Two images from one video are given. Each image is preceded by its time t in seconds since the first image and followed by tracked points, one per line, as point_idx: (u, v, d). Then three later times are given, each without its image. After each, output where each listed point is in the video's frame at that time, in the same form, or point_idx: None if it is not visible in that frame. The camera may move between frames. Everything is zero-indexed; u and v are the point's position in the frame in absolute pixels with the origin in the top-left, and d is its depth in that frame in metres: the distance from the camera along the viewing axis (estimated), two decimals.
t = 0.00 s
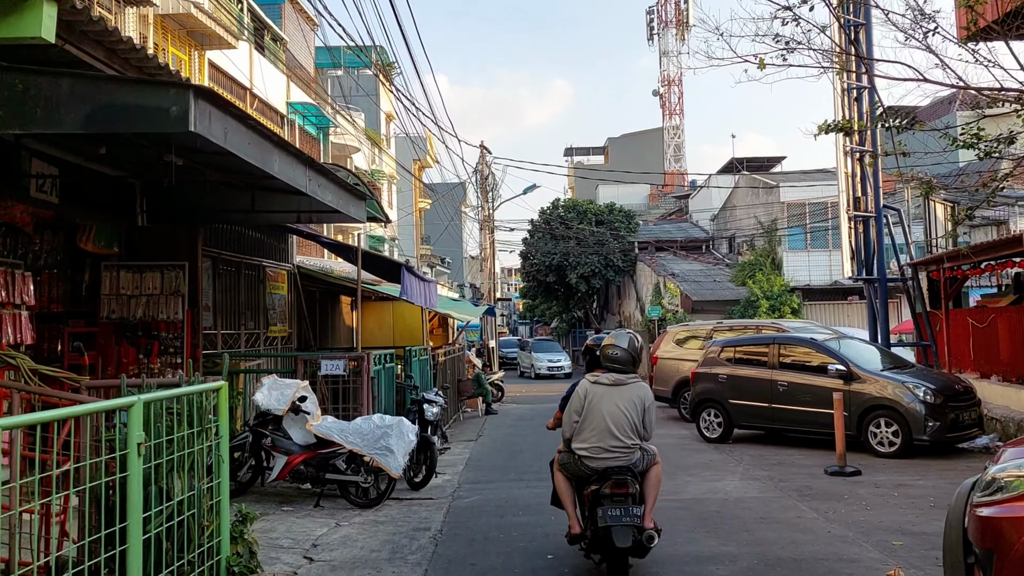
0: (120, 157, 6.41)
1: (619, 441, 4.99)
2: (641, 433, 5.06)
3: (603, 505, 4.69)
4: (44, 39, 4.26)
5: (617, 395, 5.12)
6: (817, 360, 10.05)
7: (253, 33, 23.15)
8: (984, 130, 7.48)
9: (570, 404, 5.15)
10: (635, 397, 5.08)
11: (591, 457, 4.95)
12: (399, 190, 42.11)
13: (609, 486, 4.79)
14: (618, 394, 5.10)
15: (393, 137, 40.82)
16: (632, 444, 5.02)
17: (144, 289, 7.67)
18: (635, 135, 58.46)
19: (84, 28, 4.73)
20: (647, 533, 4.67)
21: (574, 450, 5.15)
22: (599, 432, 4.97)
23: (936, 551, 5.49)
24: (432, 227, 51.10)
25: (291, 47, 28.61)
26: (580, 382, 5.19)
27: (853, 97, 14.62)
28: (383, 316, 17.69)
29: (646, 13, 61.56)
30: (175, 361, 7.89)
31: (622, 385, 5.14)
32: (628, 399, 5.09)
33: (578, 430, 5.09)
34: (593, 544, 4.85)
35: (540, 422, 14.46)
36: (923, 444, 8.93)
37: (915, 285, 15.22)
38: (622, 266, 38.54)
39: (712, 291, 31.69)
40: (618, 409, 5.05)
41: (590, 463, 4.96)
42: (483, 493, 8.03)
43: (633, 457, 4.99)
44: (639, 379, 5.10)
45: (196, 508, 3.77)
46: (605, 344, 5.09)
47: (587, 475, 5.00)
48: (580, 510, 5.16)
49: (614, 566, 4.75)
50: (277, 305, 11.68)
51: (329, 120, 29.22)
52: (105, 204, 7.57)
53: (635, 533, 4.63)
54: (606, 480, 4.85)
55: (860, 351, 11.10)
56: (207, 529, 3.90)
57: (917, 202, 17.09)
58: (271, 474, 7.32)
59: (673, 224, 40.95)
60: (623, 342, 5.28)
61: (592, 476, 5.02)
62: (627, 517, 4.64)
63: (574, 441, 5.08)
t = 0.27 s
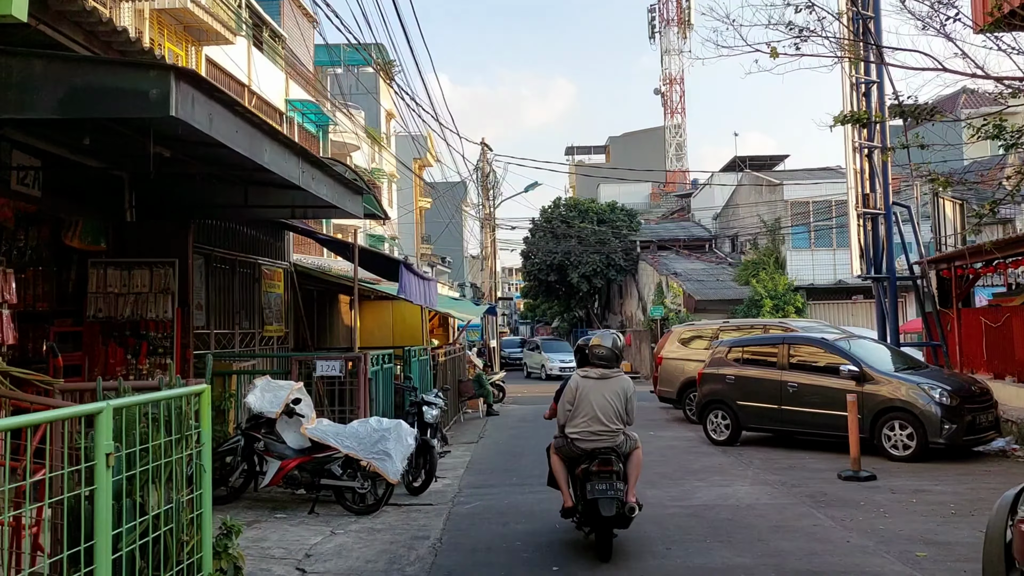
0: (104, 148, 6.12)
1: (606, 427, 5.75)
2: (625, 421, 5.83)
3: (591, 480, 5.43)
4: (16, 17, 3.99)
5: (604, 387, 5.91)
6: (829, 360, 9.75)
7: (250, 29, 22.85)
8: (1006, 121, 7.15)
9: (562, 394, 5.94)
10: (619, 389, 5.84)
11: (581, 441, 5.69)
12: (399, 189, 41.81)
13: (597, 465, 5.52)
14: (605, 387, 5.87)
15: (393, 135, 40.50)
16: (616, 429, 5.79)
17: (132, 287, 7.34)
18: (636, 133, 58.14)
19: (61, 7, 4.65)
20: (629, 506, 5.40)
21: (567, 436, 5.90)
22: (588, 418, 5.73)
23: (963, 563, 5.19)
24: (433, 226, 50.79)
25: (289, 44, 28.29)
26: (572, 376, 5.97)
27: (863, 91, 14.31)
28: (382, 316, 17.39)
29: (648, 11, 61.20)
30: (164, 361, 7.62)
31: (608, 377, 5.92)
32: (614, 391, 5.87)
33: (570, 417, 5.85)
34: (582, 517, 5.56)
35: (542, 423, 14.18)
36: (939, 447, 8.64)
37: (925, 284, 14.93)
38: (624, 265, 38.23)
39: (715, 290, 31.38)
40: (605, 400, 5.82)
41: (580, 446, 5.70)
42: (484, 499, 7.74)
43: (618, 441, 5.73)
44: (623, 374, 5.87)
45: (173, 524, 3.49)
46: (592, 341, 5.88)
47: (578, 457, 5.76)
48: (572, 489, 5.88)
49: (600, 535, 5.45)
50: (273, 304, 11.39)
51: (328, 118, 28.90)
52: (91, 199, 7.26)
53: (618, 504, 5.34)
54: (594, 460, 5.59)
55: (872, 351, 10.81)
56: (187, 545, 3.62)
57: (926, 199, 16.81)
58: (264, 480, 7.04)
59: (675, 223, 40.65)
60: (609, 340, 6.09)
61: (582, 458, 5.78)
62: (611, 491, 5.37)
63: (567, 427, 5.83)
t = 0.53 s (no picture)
0: (85, 137, 5.84)
1: (594, 417, 6.51)
2: (612, 411, 6.58)
3: (580, 463, 6.18)
4: None
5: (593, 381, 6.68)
6: (840, 360, 9.46)
7: (248, 25, 22.58)
8: None
9: (555, 387, 6.70)
10: (608, 383, 6.58)
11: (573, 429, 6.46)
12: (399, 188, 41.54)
13: (585, 450, 6.25)
14: (595, 381, 6.61)
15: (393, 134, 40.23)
16: (603, 419, 6.55)
17: (117, 285, 7.05)
18: (638, 132, 57.85)
19: None
20: (614, 486, 6.14)
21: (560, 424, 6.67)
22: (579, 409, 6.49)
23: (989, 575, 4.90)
24: (433, 225, 50.50)
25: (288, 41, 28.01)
26: (565, 371, 6.73)
27: (871, 86, 14.02)
28: (381, 315, 17.11)
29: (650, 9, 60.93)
30: (151, 362, 7.27)
31: (596, 372, 6.67)
32: (602, 384, 6.61)
33: (563, 407, 6.62)
34: (573, 495, 6.31)
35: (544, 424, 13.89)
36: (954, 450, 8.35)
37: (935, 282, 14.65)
38: (626, 264, 37.94)
39: (718, 290, 31.07)
40: (594, 393, 6.56)
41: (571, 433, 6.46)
42: (483, 504, 7.45)
43: (605, 429, 6.50)
44: (611, 369, 6.62)
45: (140, 540, 3.21)
46: (583, 339, 6.62)
47: (569, 442, 6.54)
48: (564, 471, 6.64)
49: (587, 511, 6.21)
50: (268, 302, 11.11)
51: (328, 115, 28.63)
52: (76, 192, 6.98)
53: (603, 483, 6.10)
54: (584, 445, 6.35)
55: (883, 350, 10.50)
56: (158, 562, 3.35)
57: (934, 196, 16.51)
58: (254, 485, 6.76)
59: (678, 222, 40.37)
60: (597, 340, 6.84)
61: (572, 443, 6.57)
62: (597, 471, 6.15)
63: (561, 417, 6.58)
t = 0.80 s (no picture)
0: (63, 128, 5.57)
1: (585, 410, 7.35)
2: (602, 405, 7.42)
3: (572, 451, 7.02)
4: None
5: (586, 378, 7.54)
6: (850, 361, 9.16)
7: (246, 22, 22.33)
8: None
9: (551, 383, 7.56)
10: (597, 380, 7.41)
11: (567, 420, 7.30)
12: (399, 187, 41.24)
13: (577, 439, 7.11)
14: (586, 378, 7.47)
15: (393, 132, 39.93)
16: (594, 412, 7.39)
17: (101, 283, 6.78)
18: (639, 131, 57.54)
19: None
20: (601, 471, 6.99)
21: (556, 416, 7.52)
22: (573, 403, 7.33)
23: None
24: (433, 224, 50.20)
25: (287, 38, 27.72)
26: (561, 368, 7.59)
27: (879, 80, 13.73)
28: (379, 315, 16.88)
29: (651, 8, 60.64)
30: (135, 365, 6.90)
31: (587, 370, 7.52)
32: (593, 381, 7.46)
33: (558, 401, 7.47)
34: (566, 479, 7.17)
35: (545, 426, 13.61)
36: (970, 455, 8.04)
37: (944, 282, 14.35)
38: (627, 263, 37.65)
39: (721, 289, 30.77)
40: (585, 389, 7.42)
41: (565, 424, 7.30)
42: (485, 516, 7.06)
43: (596, 422, 7.33)
44: (601, 368, 7.44)
45: (102, 562, 2.96)
46: (576, 342, 7.44)
47: (563, 432, 7.39)
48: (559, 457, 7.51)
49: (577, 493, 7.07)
50: (262, 302, 10.82)
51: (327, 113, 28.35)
52: (58, 187, 6.72)
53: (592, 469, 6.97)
54: (576, 435, 7.18)
55: (895, 350, 10.20)
56: None
57: (942, 194, 16.21)
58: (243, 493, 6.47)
59: (680, 221, 40.08)
60: (589, 341, 7.68)
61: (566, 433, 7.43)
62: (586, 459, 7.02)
63: (556, 410, 7.44)
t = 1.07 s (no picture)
0: (39, 118, 5.30)
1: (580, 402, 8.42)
2: (595, 398, 8.48)
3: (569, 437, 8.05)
4: None
5: (580, 374, 8.61)
6: (862, 362, 8.87)
7: (243, 17, 22.03)
8: None
9: (550, 378, 8.65)
10: (590, 374, 8.48)
11: (564, 410, 8.35)
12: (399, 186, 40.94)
13: (572, 427, 8.17)
14: (581, 374, 8.55)
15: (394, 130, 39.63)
16: (588, 403, 8.45)
17: (84, 282, 6.49)
18: (640, 130, 57.22)
19: None
20: (594, 455, 8.01)
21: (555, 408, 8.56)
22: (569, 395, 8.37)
23: None
24: (433, 223, 49.87)
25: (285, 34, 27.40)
26: (559, 365, 8.66)
27: (888, 74, 13.42)
28: (378, 314, 16.64)
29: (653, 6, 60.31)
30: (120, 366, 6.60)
31: (582, 366, 8.59)
32: (586, 376, 8.54)
33: (557, 394, 8.54)
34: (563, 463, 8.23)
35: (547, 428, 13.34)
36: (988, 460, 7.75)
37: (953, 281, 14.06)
38: (629, 263, 37.36)
39: (724, 289, 30.46)
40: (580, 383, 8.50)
41: (563, 413, 8.35)
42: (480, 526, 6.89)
43: (589, 412, 8.39)
44: (594, 364, 8.50)
45: None
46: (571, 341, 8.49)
47: (561, 421, 8.43)
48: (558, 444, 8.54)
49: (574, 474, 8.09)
50: (256, 301, 10.54)
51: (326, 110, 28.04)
52: (39, 181, 6.44)
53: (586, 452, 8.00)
54: (571, 423, 8.24)
55: (906, 350, 9.92)
56: None
57: (951, 192, 15.90)
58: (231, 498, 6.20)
59: (682, 220, 39.78)
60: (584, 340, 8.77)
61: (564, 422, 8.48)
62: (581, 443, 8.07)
63: (554, 401, 8.53)
